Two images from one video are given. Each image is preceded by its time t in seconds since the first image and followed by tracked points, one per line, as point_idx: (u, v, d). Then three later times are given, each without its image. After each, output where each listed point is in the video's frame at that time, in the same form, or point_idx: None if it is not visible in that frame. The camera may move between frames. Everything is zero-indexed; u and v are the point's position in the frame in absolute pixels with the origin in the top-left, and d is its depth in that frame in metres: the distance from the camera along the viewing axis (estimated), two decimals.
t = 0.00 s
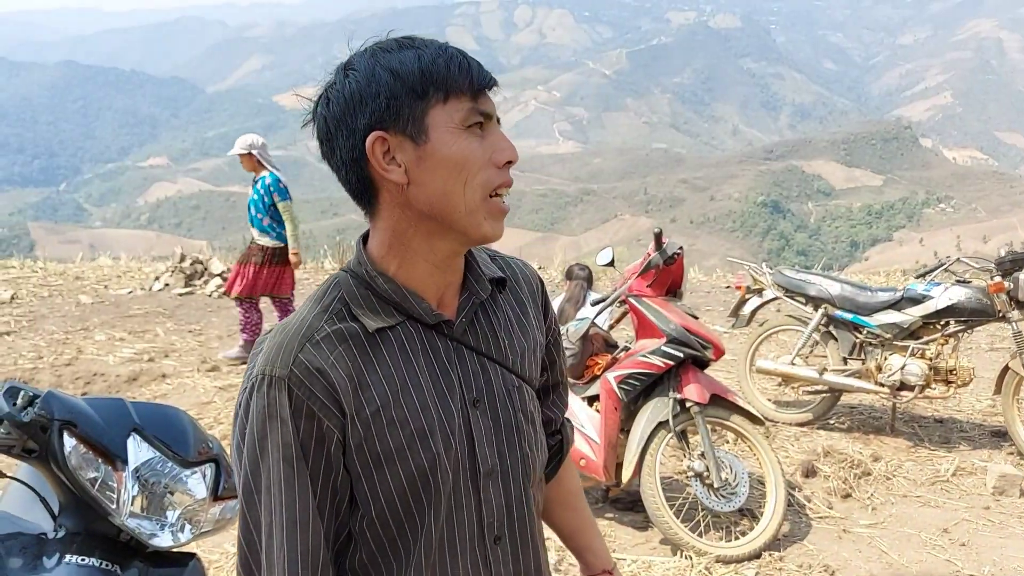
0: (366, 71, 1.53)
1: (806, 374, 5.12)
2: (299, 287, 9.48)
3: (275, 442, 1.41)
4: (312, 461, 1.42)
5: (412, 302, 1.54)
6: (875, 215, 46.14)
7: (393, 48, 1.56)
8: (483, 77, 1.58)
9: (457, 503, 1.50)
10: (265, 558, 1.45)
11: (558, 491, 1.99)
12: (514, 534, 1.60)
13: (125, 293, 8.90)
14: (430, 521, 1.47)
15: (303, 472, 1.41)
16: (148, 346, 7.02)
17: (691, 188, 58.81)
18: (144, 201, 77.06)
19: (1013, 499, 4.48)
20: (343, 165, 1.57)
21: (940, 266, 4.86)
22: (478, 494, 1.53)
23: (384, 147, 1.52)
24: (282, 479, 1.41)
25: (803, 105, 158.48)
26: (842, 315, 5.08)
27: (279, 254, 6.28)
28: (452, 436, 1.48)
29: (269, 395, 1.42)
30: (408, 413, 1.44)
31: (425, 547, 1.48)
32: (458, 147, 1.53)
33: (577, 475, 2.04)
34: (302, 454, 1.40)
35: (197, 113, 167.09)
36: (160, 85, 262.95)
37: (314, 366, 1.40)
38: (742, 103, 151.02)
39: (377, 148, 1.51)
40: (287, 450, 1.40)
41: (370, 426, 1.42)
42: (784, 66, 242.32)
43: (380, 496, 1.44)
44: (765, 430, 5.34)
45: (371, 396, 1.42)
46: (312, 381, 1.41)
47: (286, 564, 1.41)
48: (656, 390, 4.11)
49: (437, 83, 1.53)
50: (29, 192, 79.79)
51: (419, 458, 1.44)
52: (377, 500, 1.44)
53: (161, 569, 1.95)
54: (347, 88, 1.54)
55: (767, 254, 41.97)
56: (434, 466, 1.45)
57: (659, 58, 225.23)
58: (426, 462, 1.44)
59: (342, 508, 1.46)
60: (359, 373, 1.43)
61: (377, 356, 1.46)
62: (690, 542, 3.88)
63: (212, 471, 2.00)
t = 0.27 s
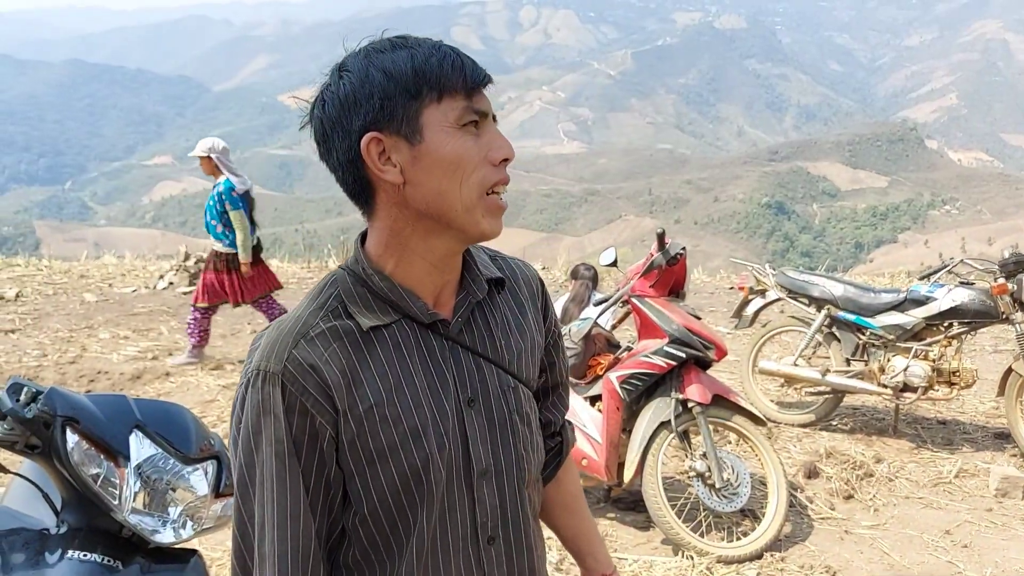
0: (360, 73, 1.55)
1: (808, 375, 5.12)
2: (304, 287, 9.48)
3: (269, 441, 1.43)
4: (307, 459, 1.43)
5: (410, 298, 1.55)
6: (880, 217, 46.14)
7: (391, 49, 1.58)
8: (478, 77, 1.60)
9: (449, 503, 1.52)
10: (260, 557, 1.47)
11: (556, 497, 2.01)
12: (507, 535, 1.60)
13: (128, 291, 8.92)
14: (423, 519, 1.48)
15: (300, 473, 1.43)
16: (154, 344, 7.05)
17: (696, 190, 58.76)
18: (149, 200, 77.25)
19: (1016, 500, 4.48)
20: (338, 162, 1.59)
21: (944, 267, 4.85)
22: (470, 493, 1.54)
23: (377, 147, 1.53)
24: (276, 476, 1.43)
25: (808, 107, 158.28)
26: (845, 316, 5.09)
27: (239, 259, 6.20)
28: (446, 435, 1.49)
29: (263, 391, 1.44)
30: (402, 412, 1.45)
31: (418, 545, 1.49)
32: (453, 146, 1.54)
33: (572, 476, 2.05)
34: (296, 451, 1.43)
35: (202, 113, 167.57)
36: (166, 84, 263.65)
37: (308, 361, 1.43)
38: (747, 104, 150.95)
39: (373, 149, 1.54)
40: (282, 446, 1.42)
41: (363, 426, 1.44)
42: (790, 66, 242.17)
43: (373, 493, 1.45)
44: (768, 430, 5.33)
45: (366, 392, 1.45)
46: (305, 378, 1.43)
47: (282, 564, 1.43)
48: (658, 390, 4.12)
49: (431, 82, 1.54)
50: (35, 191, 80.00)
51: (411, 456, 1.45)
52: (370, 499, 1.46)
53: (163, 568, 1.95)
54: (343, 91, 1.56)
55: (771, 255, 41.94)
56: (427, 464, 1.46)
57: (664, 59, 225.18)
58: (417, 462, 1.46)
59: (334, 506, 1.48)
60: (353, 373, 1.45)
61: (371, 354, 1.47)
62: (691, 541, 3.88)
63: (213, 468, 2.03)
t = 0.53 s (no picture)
0: (361, 76, 1.56)
1: (810, 375, 5.12)
2: (306, 286, 9.50)
3: (273, 440, 1.44)
4: (310, 460, 1.44)
5: (410, 301, 1.55)
6: (884, 218, 46.10)
7: (391, 53, 1.58)
8: (478, 81, 1.61)
9: (450, 503, 1.53)
10: (263, 557, 1.47)
11: (555, 498, 2.01)
12: (509, 538, 1.61)
13: (131, 291, 8.95)
14: (425, 521, 1.48)
15: (303, 476, 1.44)
16: (157, 344, 7.09)
17: (699, 190, 58.67)
18: (153, 200, 77.45)
19: (1018, 501, 4.47)
20: (339, 168, 1.61)
21: (947, 268, 4.84)
22: (474, 496, 1.54)
23: (378, 151, 1.55)
24: (279, 477, 1.44)
25: (812, 108, 158.11)
26: (848, 317, 5.08)
27: (204, 253, 6.16)
28: (449, 438, 1.49)
29: (268, 391, 1.44)
30: (406, 413, 1.46)
31: (420, 545, 1.50)
32: (453, 150, 1.55)
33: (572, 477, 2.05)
34: (298, 454, 1.43)
35: (206, 113, 167.97)
36: (170, 85, 264.23)
37: (312, 363, 1.43)
38: (751, 105, 150.84)
39: (374, 152, 1.55)
40: (285, 447, 1.43)
41: (367, 425, 1.44)
42: (793, 66, 242.05)
43: (376, 493, 1.45)
44: (770, 431, 5.32)
45: (369, 393, 1.45)
46: (308, 380, 1.44)
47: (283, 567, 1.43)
48: (659, 391, 4.13)
49: (431, 86, 1.56)
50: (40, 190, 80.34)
51: (412, 456, 1.46)
52: (374, 500, 1.46)
53: (164, 569, 1.96)
54: (344, 95, 1.56)
55: (775, 255, 41.86)
56: (429, 464, 1.47)
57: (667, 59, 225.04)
58: (419, 462, 1.46)
59: (337, 507, 1.48)
60: (356, 373, 1.45)
61: (375, 356, 1.48)
62: (692, 540, 3.88)
63: (214, 467, 2.04)
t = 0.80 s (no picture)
0: (350, 76, 1.57)
1: (809, 375, 5.12)
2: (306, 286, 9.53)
3: (266, 435, 1.44)
4: (305, 454, 1.45)
5: (402, 298, 1.56)
6: (885, 218, 46.19)
7: (381, 51, 1.59)
8: (468, 78, 1.60)
9: (446, 498, 1.52)
10: (261, 550, 1.48)
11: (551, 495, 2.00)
12: (504, 535, 1.60)
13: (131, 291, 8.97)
14: (420, 514, 1.48)
15: (299, 476, 1.44)
16: (156, 343, 7.11)
17: (700, 190, 58.65)
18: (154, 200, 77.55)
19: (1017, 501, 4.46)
20: (331, 165, 1.61)
21: (946, 267, 4.84)
22: (469, 491, 1.54)
23: (370, 149, 1.55)
24: (273, 471, 1.44)
25: (813, 108, 158.07)
26: (846, 317, 5.08)
27: (168, 256, 6.04)
28: (443, 434, 1.50)
29: (262, 388, 1.44)
30: (398, 410, 1.46)
31: (415, 542, 1.50)
32: (441, 148, 1.55)
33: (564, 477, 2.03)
34: (294, 447, 1.44)
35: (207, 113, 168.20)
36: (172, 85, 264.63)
37: (302, 357, 1.43)
38: (751, 105, 150.86)
39: (364, 153, 1.55)
40: (278, 443, 1.43)
41: (361, 424, 1.44)
42: (795, 66, 241.99)
43: (370, 490, 1.46)
44: (769, 431, 5.32)
45: (362, 389, 1.45)
46: (302, 375, 1.43)
47: (284, 556, 1.44)
48: (657, 389, 4.13)
49: (419, 86, 1.56)
50: (41, 190, 80.43)
51: (407, 453, 1.45)
52: (368, 494, 1.46)
53: (159, 568, 1.96)
54: (335, 95, 1.57)
55: (775, 255, 41.87)
56: (424, 460, 1.47)
57: (668, 59, 225.03)
58: (412, 459, 1.46)
59: (332, 501, 1.48)
60: (349, 369, 1.45)
61: (368, 352, 1.48)
62: (689, 540, 3.89)
63: (208, 466, 2.04)
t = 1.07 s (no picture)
0: (333, 73, 1.59)
1: (806, 375, 5.12)
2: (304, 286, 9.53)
3: (247, 428, 1.46)
4: (287, 455, 1.46)
5: (387, 296, 1.56)
6: (884, 218, 46.13)
7: (364, 49, 1.60)
8: (449, 78, 1.61)
9: (430, 495, 1.53)
10: (245, 546, 1.48)
11: (544, 495, 1.99)
12: (489, 532, 1.60)
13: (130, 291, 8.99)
14: (399, 512, 1.49)
15: (281, 475, 1.46)
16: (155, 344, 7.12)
17: (699, 190, 58.62)
18: (153, 200, 77.55)
19: (1014, 500, 4.47)
20: (317, 164, 1.63)
21: (942, 267, 4.84)
22: (451, 489, 1.54)
23: (351, 149, 1.57)
24: (255, 465, 1.46)
25: (813, 108, 158.02)
26: (843, 316, 5.08)
27: (116, 259, 6.09)
28: (424, 432, 1.50)
29: (245, 383, 1.46)
30: (378, 406, 1.47)
31: (397, 542, 1.50)
32: (420, 146, 1.55)
33: (557, 478, 2.02)
34: (275, 442, 1.45)
35: (206, 113, 168.29)
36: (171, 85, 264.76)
37: (286, 353, 1.45)
38: (750, 104, 150.85)
39: (345, 154, 1.57)
40: (260, 438, 1.45)
41: (342, 419, 1.45)
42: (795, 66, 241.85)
43: (351, 486, 1.47)
44: (766, 430, 5.33)
45: (343, 384, 1.46)
46: (283, 371, 1.45)
47: (266, 552, 1.45)
48: (654, 389, 4.13)
49: (399, 82, 1.56)
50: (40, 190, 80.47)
51: (387, 451, 1.47)
52: (349, 494, 1.47)
53: (152, 567, 1.97)
54: (318, 95, 1.59)
55: (774, 255, 41.85)
56: (403, 458, 1.48)
57: (668, 58, 224.94)
58: (394, 457, 1.47)
59: (315, 496, 1.50)
60: (331, 366, 1.47)
61: (350, 349, 1.49)
62: (686, 539, 3.89)
63: (201, 465, 2.03)
